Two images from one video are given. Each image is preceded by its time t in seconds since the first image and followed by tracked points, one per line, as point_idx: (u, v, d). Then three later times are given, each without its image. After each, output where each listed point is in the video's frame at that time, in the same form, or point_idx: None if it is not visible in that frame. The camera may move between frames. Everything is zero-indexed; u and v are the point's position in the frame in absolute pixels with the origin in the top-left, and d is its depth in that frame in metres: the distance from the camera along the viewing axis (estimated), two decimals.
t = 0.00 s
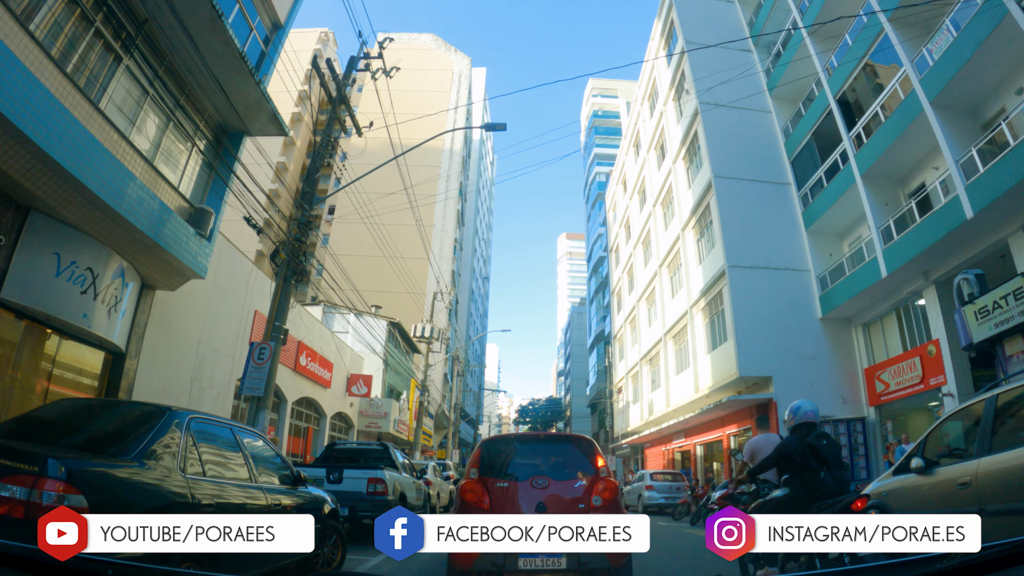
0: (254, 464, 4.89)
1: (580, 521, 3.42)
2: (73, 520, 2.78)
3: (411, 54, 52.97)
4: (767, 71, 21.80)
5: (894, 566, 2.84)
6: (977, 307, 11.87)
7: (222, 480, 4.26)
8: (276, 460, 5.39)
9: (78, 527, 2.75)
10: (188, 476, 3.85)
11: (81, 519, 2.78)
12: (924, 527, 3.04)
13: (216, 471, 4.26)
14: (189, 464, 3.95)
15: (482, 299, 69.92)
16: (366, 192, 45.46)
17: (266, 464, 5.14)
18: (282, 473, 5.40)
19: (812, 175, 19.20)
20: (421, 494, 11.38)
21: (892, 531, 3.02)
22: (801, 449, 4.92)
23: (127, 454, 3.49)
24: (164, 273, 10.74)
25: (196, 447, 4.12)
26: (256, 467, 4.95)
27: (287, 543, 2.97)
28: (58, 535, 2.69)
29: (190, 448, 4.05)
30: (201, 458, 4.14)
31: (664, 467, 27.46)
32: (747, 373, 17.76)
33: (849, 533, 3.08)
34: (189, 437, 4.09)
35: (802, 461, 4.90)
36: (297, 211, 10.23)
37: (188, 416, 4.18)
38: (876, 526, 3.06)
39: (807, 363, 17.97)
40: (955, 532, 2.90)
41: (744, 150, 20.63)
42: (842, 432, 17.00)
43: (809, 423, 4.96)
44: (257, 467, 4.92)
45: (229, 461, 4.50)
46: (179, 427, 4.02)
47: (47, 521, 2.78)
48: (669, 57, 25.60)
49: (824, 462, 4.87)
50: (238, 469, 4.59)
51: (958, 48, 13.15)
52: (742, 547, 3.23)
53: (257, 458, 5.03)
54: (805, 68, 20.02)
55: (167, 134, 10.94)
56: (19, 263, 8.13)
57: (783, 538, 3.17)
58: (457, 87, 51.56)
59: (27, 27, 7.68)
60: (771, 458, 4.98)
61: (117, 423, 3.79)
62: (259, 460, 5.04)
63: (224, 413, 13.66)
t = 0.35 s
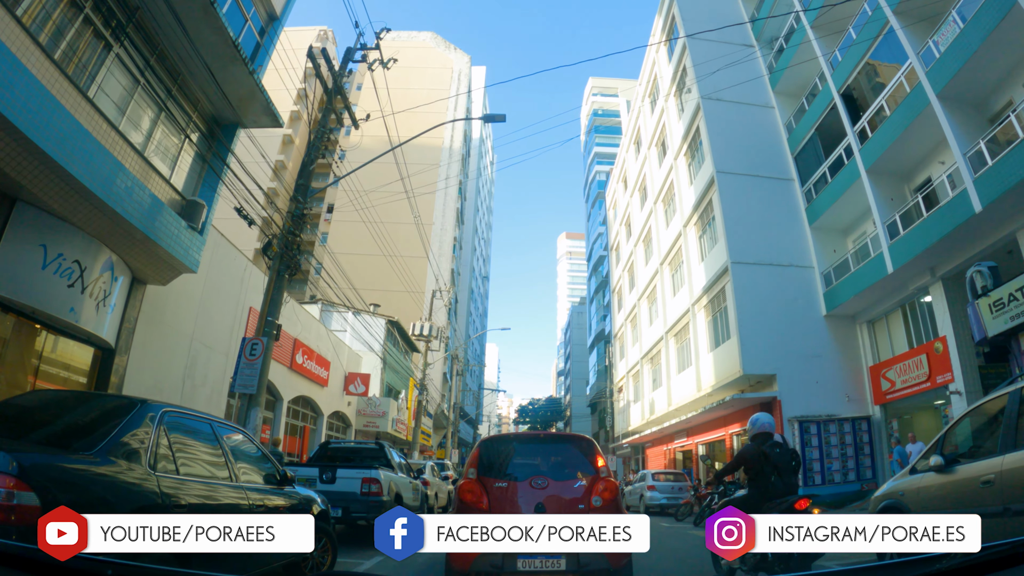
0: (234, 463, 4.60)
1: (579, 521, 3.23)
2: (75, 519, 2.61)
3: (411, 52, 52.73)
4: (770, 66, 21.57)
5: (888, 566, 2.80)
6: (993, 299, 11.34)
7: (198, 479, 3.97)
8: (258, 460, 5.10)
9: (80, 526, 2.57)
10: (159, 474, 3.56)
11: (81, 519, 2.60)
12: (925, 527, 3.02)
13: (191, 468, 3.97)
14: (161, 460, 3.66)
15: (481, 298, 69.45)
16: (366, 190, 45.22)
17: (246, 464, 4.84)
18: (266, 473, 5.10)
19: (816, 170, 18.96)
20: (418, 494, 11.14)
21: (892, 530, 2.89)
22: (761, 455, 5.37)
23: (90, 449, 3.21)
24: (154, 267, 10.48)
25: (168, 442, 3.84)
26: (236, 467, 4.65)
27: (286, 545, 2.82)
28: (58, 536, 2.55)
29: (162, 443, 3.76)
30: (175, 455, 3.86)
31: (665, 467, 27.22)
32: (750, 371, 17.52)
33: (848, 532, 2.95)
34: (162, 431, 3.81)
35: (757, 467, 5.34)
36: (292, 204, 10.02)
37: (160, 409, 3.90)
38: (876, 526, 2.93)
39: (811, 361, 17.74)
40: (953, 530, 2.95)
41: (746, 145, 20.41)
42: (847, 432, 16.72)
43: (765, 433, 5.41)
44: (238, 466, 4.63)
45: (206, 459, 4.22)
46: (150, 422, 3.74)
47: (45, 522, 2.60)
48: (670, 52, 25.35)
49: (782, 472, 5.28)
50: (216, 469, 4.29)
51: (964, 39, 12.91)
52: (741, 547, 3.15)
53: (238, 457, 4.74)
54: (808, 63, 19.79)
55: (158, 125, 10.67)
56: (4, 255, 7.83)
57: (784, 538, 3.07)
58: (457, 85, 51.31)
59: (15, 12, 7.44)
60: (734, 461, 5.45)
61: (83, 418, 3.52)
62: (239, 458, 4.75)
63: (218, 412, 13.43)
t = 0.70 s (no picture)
0: (214, 460, 4.33)
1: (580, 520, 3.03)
2: (74, 520, 2.46)
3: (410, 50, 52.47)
4: (773, 61, 21.39)
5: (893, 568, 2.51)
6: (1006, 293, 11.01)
7: (173, 476, 3.70)
8: (241, 457, 4.83)
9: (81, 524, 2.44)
10: (129, 471, 3.29)
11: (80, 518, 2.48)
12: (925, 527, 2.66)
13: (165, 465, 3.71)
14: (132, 456, 3.40)
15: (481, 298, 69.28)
16: (365, 189, 45.02)
17: (227, 461, 4.56)
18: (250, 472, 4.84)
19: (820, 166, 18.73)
20: (415, 494, 10.90)
21: (891, 530, 2.62)
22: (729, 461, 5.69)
23: (49, 442, 2.95)
24: (144, 261, 10.24)
25: (140, 436, 3.58)
26: (217, 464, 4.38)
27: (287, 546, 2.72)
28: (58, 535, 2.39)
29: (133, 438, 3.50)
30: (147, 451, 3.59)
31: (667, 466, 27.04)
32: (754, 370, 17.31)
33: (848, 533, 2.65)
34: (131, 424, 3.54)
35: (725, 471, 5.70)
36: (286, 197, 9.94)
37: (131, 401, 3.65)
38: (878, 527, 2.64)
39: (816, 359, 17.54)
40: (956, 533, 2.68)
41: (749, 141, 20.18)
42: (852, 431, 16.30)
43: (730, 438, 5.75)
44: (218, 464, 4.35)
45: (181, 454, 3.95)
46: (118, 415, 3.47)
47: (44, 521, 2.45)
48: (671, 49, 25.14)
49: (748, 476, 5.58)
50: (194, 466, 4.03)
51: (970, 31, 12.67)
52: (742, 547, 2.87)
53: (218, 454, 4.47)
54: (811, 58, 19.58)
55: (149, 115, 10.43)
56: None
57: (784, 538, 2.78)
58: (457, 83, 51.15)
59: None
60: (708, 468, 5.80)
61: (45, 412, 3.25)
62: (220, 456, 4.47)
63: (212, 410, 13.20)
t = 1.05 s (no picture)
0: (193, 458, 4.11)
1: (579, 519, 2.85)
2: (76, 521, 2.61)
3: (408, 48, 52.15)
4: (775, 57, 21.20)
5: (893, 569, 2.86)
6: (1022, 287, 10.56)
7: (144, 475, 3.49)
8: (225, 455, 4.61)
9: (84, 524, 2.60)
10: (92, 468, 3.08)
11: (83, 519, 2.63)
12: (924, 527, 2.94)
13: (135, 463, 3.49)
14: (98, 453, 3.20)
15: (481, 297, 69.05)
16: (364, 187, 44.78)
17: (209, 458, 4.35)
18: (234, 471, 4.61)
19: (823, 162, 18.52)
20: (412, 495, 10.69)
21: (892, 530, 2.79)
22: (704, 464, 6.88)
23: (6, 436, 2.77)
24: (135, 255, 10.01)
25: (108, 430, 3.36)
26: (196, 462, 4.16)
27: (287, 547, 2.77)
28: (60, 535, 2.55)
29: (100, 434, 3.29)
30: (115, 448, 3.39)
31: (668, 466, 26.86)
32: (757, 368, 17.10)
33: (849, 533, 2.76)
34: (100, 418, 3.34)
35: (701, 472, 6.85)
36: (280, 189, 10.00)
37: (100, 393, 3.44)
38: (878, 525, 2.80)
39: (820, 357, 17.34)
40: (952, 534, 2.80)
41: (751, 137, 19.97)
42: (857, 430, 16.31)
43: (705, 444, 6.93)
44: (198, 462, 4.14)
45: (154, 451, 3.74)
46: (84, 410, 3.26)
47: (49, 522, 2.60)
48: (672, 44, 24.90)
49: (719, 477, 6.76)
50: (170, 463, 3.81)
51: (977, 23, 12.43)
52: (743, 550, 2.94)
53: (198, 451, 4.25)
54: (815, 53, 19.36)
55: (141, 106, 10.20)
56: None
57: (784, 538, 2.87)
58: (456, 82, 50.91)
59: None
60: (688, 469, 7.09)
61: (6, 404, 3.04)
62: (201, 454, 4.25)
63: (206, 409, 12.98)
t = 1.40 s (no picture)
0: (170, 453, 3.93)
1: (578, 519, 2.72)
2: (74, 520, 2.75)
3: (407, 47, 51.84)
4: (777, 52, 21.04)
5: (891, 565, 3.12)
6: None
7: (114, 472, 3.31)
8: (205, 452, 4.42)
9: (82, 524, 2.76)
10: (56, 465, 2.90)
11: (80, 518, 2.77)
12: (922, 527, 3.31)
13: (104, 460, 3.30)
14: (64, 447, 3.02)
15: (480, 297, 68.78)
16: (363, 186, 44.56)
17: (187, 455, 4.16)
18: (216, 469, 4.43)
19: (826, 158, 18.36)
20: (409, 495, 10.50)
21: (889, 531, 3.16)
22: (686, 466, 8.02)
23: None
24: (127, 249, 9.81)
25: (75, 424, 3.18)
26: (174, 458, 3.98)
27: (285, 544, 3.45)
28: (58, 534, 2.66)
29: (68, 427, 3.11)
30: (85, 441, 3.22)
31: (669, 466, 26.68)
32: (761, 366, 16.91)
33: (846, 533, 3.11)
34: (68, 410, 3.15)
35: (684, 474, 7.97)
36: (274, 182, 9.95)
37: (71, 384, 3.26)
38: (878, 526, 3.19)
39: (823, 355, 17.16)
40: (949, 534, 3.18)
41: (753, 133, 19.79)
42: (861, 429, 16.06)
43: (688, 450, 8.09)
44: (176, 459, 3.96)
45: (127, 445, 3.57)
46: (50, 402, 3.07)
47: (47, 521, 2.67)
48: (674, 40, 24.69)
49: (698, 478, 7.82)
50: (142, 461, 3.63)
51: (982, 15, 12.21)
52: (741, 546, 3.45)
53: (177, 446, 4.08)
54: (817, 48, 19.17)
55: (133, 97, 9.99)
56: None
57: (782, 538, 3.32)
58: (456, 80, 50.70)
59: None
60: (675, 471, 8.28)
61: None
62: (178, 450, 4.07)
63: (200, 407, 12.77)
